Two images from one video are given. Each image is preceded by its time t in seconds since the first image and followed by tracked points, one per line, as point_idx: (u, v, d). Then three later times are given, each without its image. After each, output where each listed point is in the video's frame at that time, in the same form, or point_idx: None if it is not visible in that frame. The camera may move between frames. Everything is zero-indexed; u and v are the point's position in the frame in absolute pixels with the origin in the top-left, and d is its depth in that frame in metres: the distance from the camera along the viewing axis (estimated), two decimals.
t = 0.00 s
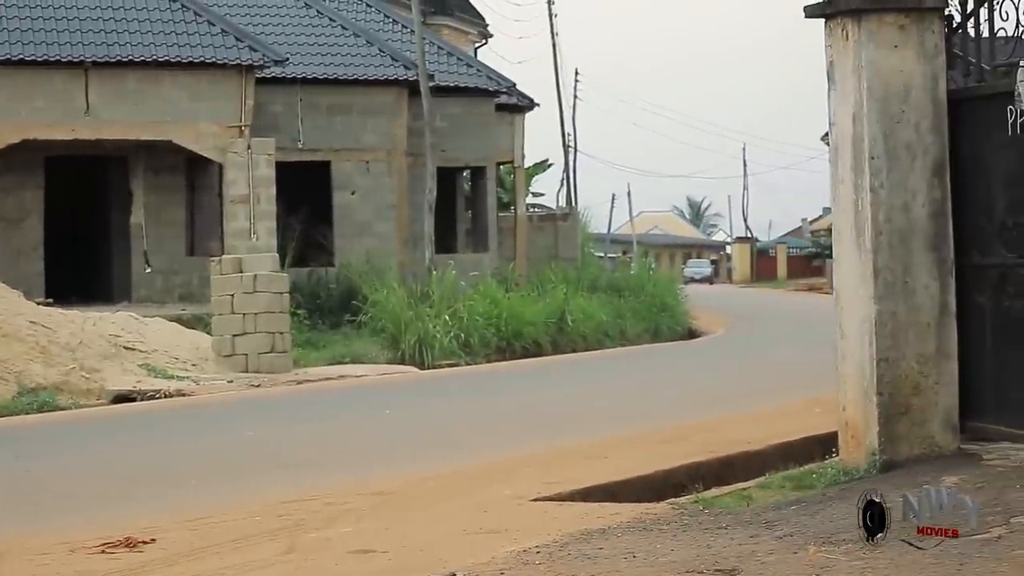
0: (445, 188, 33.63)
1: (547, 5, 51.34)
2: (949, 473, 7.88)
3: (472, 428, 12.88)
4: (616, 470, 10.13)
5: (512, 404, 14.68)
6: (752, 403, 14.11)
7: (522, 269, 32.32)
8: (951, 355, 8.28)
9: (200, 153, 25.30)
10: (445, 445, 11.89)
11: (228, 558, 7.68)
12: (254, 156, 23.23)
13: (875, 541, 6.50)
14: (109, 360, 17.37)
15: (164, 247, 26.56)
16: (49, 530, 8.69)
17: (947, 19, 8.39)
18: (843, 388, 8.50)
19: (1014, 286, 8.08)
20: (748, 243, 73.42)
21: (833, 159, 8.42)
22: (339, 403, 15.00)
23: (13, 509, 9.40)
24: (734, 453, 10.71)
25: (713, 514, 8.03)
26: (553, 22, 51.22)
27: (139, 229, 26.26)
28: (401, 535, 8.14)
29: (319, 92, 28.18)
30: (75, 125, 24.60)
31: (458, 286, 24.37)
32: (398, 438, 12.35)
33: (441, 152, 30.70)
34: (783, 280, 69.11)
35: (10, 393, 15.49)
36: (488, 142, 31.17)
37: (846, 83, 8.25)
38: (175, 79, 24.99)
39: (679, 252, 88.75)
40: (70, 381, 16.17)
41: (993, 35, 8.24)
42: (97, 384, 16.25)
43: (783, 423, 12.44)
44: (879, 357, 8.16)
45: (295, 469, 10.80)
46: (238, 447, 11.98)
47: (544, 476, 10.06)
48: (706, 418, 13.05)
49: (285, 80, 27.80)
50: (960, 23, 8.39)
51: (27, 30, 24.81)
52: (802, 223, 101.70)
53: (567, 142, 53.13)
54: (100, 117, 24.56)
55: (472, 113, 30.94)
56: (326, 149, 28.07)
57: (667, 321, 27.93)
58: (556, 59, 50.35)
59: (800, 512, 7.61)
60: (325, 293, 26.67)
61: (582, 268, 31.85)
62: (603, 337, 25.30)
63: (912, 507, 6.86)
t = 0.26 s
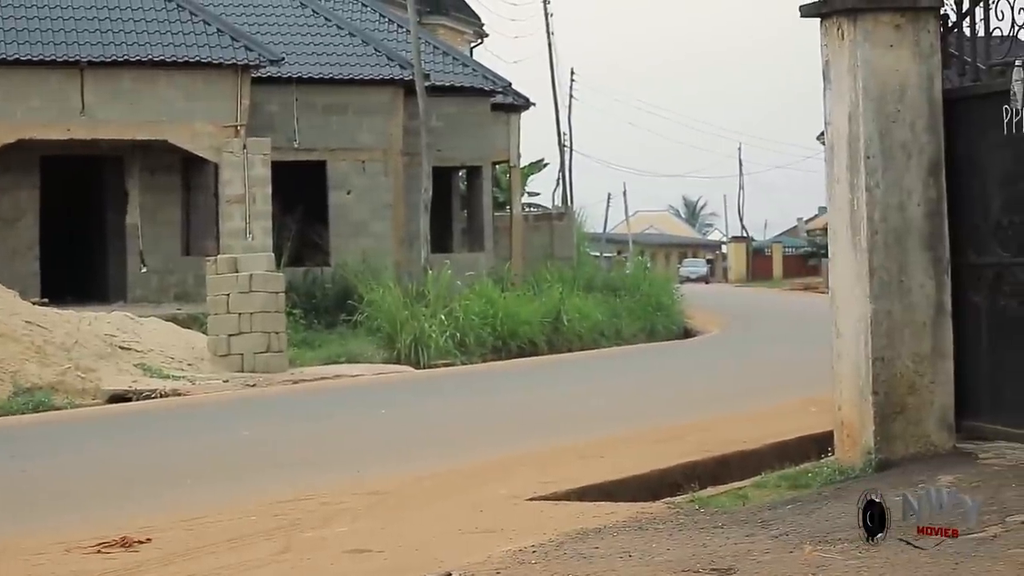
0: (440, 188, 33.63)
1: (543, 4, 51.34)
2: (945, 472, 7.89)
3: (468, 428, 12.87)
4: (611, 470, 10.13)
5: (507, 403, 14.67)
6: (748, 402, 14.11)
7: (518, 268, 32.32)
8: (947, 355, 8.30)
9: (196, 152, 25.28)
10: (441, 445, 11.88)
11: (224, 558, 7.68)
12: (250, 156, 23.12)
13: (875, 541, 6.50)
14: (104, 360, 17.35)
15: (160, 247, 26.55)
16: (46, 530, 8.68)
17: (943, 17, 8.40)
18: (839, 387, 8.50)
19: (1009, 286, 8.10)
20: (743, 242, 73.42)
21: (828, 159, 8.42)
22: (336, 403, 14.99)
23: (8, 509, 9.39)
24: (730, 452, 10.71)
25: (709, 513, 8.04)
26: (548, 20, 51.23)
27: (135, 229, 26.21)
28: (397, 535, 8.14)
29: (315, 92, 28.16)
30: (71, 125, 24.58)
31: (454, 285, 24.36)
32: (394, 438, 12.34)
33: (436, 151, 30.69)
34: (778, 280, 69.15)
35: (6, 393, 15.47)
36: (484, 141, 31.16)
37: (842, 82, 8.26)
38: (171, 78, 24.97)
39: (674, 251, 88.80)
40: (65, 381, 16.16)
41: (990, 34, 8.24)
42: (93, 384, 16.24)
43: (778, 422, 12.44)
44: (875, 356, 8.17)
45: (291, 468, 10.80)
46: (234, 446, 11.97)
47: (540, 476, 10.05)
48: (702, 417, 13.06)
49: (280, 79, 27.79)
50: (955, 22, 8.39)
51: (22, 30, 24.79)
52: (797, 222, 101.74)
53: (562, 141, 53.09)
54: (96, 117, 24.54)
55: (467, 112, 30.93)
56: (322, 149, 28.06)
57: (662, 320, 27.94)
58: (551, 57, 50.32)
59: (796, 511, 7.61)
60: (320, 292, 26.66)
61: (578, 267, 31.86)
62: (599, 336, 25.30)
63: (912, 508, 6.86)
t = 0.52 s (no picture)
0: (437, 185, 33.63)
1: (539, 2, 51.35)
2: (942, 469, 7.89)
3: (466, 426, 12.87)
4: (609, 468, 10.12)
5: (505, 401, 14.67)
6: (745, 400, 14.12)
7: (514, 266, 32.32)
8: (944, 352, 8.31)
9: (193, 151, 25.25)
10: (438, 443, 11.88)
11: (221, 557, 7.67)
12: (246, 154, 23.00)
13: (875, 541, 6.46)
14: (102, 358, 17.34)
15: (157, 245, 26.53)
16: (43, 528, 8.68)
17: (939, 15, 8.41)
18: (836, 384, 8.51)
19: (1006, 283, 8.10)
20: (740, 239, 73.43)
21: (825, 156, 8.43)
22: (333, 401, 14.99)
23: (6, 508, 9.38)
24: (727, 450, 10.72)
25: (706, 510, 8.05)
26: (545, 18, 51.24)
27: (133, 228, 26.17)
28: (395, 533, 8.13)
29: (312, 90, 28.15)
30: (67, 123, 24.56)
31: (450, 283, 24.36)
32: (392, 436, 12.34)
33: (433, 149, 30.68)
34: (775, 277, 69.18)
35: (2, 392, 15.46)
36: (481, 140, 31.17)
37: (839, 79, 8.26)
38: (167, 77, 24.95)
39: (671, 249, 88.81)
40: (62, 380, 16.15)
41: (986, 32, 8.23)
42: (90, 382, 16.22)
43: (775, 420, 12.45)
44: (872, 354, 8.17)
45: (288, 467, 10.80)
46: (231, 445, 11.97)
47: (537, 474, 10.05)
48: (699, 415, 13.06)
49: (277, 77, 27.77)
50: (952, 19, 8.38)
51: (18, 28, 24.77)
52: (794, 219, 101.77)
53: (559, 139, 53.08)
54: (92, 115, 24.52)
55: (464, 110, 30.92)
56: (318, 147, 28.05)
57: (659, 318, 27.96)
58: (548, 55, 50.29)
59: (793, 509, 7.61)
60: (317, 291, 26.64)
61: (575, 265, 31.88)
62: (596, 334, 25.31)
63: (913, 507, 6.81)
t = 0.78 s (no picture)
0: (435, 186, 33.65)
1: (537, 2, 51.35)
2: (940, 470, 7.90)
3: (464, 426, 12.87)
4: (607, 468, 10.14)
5: (503, 402, 14.67)
6: (743, 400, 14.12)
7: (512, 266, 32.33)
8: (941, 352, 8.31)
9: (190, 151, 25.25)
10: (436, 443, 11.88)
11: (220, 557, 7.68)
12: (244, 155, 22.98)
13: (875, 541, 6.46)
14: (99, 359, 17.34)
15: (155, 246, 26.53)
16: (42, 529, 8.68)
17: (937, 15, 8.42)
18: (834, 384, 8.51)
19: (1003, 284, 8.10)
20: (737, 240, 73.48)
21: (823, 157, 8.43)
22: (331, 402, 14.99)
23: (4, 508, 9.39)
24: (725, 450, 10.72)
25: (704, 511, 8.05)
26: (543, 18, 51.26)
27: (130, 228, 26.25)
28: (391, 534, 8.14)
29: (310, 91, 28.14)
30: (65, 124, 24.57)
31: (448, 284, 24.37)
32: (391, 436, 12.35)
33: (431, 150, 30.67)
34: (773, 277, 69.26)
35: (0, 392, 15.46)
36: (479, 140, 31.18)
37: (836, 79, 8.26)
38: (165, 77, 24.95)
39: (669, 249, 88.84)
40: (60, 380, 16.15)
41: (983, 33, 8.24)
42: (88, 383, 16.22)
43: (773, 420, 12.48)
44: (869, 354, 8.17)
45: (286, 467, 10.80)
46: (228, 445, 11.97)
47: (535, 474, 10.05)
48: (696, 415, 13.07)
49: (274, 78, 27.77)
50: (949, 20, 8.40)
51: (16, 29, 24.77)
52: (792, 219, 101.79)
53: (557, 138, 53.07)
54: (90, 116, 24.53)
55: (462, 110, 30.91)
56: (316, 147, 28.05)
57: (657, 318, 27.98)
58: (546, 54, 50.26)
59: (791, 509, 7.63)
60: (315, 291, 26.65)
61: (573, 265, 31.90)
62: (594, 334, 25.33)
63: (912, 508, 6.81)
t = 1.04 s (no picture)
0: (433, 186, 33.66)
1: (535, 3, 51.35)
2: (938, 470, 7.89)
3: (462, 426, 12.86)
4: (606, 469, 10.14)
5: (501, 403, 14.66)
6: (741, 400, 14.13)
7: (510, 267, 32.33)
8: (940, 352, 8.31)
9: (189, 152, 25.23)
10: (435, 444, 11.87)
11: (218, 557, 7.67)
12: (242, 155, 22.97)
13: (874, 541, 6.47)
14: (98, 359, 17.35)
15: (153, 246, 26.51)
16: (40, 529, 8.68)
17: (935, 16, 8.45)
18: (832, 385, 8.51)
19: (1002, 284, 8.11)
20: (736, 241, 73.48)
21: (821, 158, 8.43)
22: (329, 402, 14.99)
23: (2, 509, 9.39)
24: (724, 451, 10.72)
25: (703, 512, 8.04)
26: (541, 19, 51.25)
27: (128, 228, 26.23)
28: (389, 535, 8.14)
29: (308, 91, 28.14)
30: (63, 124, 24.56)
31: (446, 284, 24.37)
32: (389, 437, 12.35)
33: (430, 150, 30.65)
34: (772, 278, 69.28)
35: None
36: (477, 141, 31.17)
37: (834, 80, 8.26)
38: (163, 77, 24.95)
39: (667, 249, 88.87)
40: (58, 380, 16.15)
41: (981, 33, 8.27)
42: (86, 383, 16.21)
43: (772, 420, 12.48)
44: (868, 355, 8.17)
45: (284, 468, 10.80)
46: (226, 445, 11.98)
47: (534, 475, 10.04)
48: (695, 416, 13.07)
49: (273, 79, 27.76)
50: (947, 21, 8.45)
51: (15, 29, 24.77)
52: (791, 220, 101.79)
53: (555, 139, 53.09)
54: (88, 116, 24.52)
55: (461, 111, 30.91)
56: (315, 148, 28.04)
57: (656, 319, 27.98)
58: (545, 55, 50.25)
59: (789, 509, 7.64)
60: (314, 292, 26.64)
61: (572, 266, 31.90)
62: (593, 335, 25.33)
63: (912, 508, 6.82)
